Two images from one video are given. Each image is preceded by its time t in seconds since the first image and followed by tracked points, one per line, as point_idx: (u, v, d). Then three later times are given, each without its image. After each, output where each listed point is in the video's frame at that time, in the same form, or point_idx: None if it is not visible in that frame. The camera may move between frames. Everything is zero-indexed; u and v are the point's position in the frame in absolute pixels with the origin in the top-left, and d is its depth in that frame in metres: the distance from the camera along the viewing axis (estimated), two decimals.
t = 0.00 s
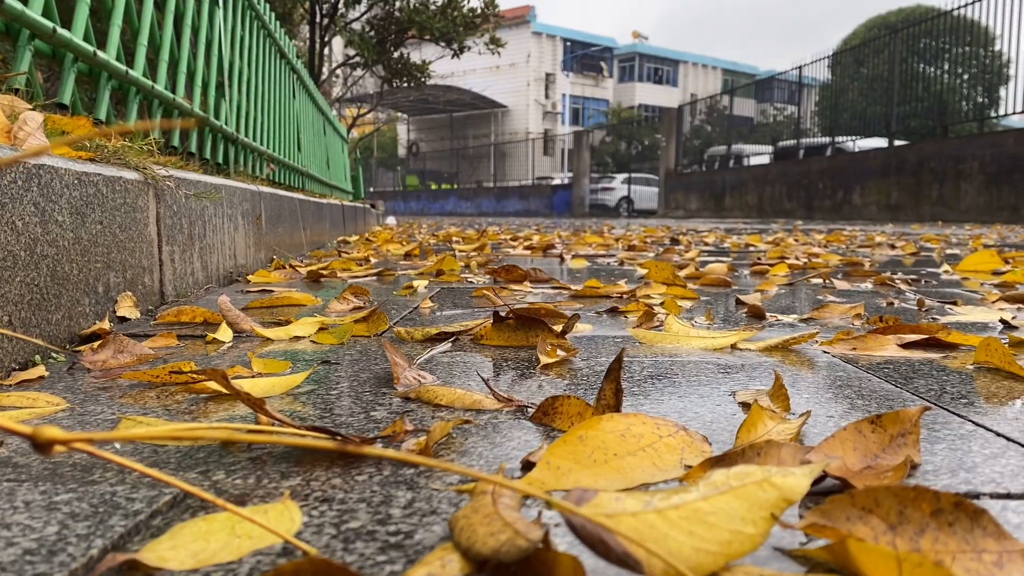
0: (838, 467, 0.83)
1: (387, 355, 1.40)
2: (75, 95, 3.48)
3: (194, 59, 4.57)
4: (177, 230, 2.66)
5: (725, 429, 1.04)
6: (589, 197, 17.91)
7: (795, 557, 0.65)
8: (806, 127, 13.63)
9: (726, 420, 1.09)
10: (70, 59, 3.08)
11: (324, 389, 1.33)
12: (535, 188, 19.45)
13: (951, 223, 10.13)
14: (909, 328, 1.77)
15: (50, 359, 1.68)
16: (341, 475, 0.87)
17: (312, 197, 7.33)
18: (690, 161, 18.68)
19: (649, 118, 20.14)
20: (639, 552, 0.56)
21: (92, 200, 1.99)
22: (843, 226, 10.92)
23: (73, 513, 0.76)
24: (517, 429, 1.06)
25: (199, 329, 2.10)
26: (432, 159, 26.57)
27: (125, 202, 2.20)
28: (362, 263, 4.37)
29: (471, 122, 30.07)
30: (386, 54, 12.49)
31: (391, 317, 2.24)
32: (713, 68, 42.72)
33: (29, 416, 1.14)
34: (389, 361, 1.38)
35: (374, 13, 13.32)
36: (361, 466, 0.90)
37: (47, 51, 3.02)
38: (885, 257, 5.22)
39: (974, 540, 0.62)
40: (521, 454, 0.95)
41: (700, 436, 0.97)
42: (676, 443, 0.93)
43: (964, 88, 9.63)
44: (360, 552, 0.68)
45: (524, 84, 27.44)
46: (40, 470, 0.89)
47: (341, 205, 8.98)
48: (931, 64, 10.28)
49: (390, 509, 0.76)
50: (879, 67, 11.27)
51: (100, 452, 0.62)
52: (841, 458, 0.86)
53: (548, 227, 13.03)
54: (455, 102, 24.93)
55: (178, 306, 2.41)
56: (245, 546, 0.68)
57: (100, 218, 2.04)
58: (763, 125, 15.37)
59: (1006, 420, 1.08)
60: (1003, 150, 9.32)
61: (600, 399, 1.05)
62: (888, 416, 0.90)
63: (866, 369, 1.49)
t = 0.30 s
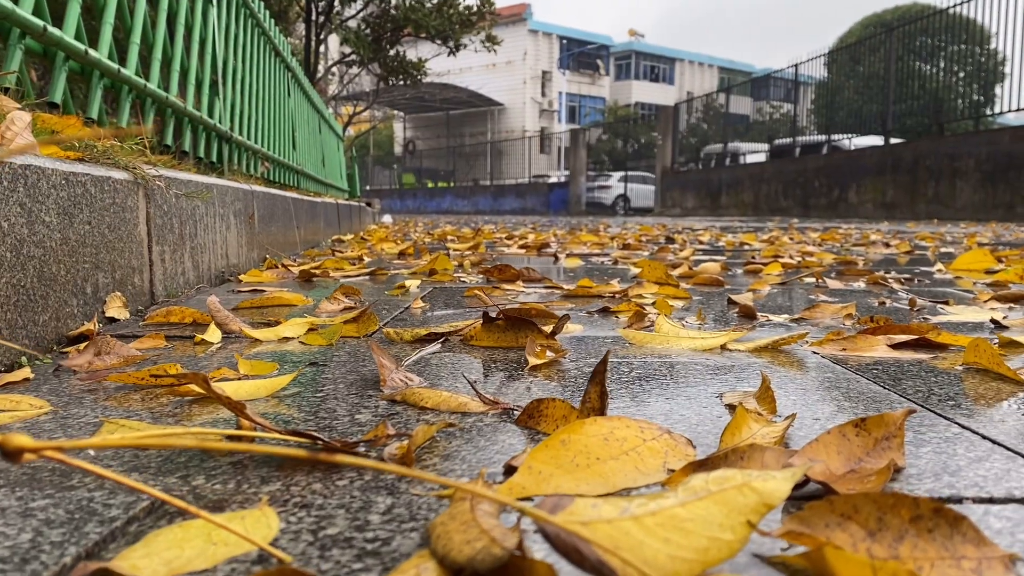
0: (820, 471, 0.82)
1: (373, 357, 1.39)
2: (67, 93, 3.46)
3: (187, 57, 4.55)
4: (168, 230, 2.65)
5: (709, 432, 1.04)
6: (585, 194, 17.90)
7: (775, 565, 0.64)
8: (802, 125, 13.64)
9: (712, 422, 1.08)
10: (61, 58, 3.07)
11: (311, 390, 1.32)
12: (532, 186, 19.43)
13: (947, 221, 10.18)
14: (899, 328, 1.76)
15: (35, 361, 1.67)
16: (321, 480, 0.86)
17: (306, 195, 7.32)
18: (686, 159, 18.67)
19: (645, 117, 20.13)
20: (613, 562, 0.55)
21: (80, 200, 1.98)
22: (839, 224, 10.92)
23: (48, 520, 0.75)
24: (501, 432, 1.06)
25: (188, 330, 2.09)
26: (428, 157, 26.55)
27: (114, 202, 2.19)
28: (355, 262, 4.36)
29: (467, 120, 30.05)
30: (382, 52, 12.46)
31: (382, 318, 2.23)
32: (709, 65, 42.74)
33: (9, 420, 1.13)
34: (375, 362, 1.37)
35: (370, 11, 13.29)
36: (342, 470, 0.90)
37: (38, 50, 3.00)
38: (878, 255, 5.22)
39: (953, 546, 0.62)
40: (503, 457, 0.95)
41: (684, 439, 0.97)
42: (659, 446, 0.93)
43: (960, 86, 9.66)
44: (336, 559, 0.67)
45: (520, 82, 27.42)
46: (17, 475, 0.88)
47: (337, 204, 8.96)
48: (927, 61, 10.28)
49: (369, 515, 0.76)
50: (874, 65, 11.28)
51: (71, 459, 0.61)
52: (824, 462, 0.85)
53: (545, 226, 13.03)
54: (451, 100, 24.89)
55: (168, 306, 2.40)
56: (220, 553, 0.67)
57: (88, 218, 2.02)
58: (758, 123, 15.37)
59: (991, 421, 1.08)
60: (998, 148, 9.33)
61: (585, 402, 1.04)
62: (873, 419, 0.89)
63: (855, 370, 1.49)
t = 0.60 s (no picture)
0: (797, 474, 0.82)
1: (358, 358, 1.39)
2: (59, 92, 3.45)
3: (181, 56, 4.54)
4: (158, 229, 2.64)
5: (690, 434, 1.04)
6: (582, 193, 17.91)
7: (745, 569, 0.64)
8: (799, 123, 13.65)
9: (694, 424, 1.08)
10: (53, 57, 3.06)
11: (293, 392, 1.32)
12: (529, 184, 19.43)
13: (943, 218, 10.18)
14: (887, 328, 1.76)
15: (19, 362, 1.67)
16: (297, 483, 0.86)
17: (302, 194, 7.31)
18: (683, 157, 18.68)
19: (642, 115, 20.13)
20: (578, 567, 0.55)
21: (67, 199, 1.97)
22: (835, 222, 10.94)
23: (19, 525, 0.75)
24: (482, 434, 1.05)
25: (176, 330, 2.09)
26: (426, 155, 26.55)
27: (102, 202, 2.18)
28: (349, 261, 4.34)
29: (465, 118, 30.04)
30: (379, 50, 12.45)
31: (372, 318, 2.23)
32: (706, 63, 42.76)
33: None
34: (358, 363, 1.37)
35: (366, 9, 13.28)
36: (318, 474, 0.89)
37: (30, 48, 2.99)
38: (872, 254, 5.23)
39: (924, 550, 0.62)
40: (482, 459, 0.94)
41: (663, 441, 0.96)
42: (638, 448, 0.92)
43: (957, 84, 9.68)
44: (305, 564, 0.67)
45: (517, 79, 27.41)
46: None
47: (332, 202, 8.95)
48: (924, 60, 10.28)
49: (342, 519, 0.76)
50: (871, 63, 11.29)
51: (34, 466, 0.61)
52: (801, 464, 0.85)
53: (541, 224, 13.04)
54: (448, 98, 24.87)
55: (157, 305, 2.40)
56: (189, 558, 0.67)
57: (76, 218, 2.02)
58: (755, 121, 15.38)
59: (971, 422, 1.08)
60: (994, 146, 9.30)
61: (565, 404, 1.04)
62: (851, 421, 0.89)
63: (840, 371, 1.49)
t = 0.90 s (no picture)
0: (777, 481, 0.82)
1: (344, 361, 1.38)
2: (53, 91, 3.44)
3: (176, 55, 4.52)
4: (150, 230, 2.63)
5: (674, 438, 1.03)
6: (580, 191, 17.89)
7: None
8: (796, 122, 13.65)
9: (677, 429, 1.08)
10: (46, 57, 3.04)
11: (278, 396, 1.31)
12: (527, 182, 19.43)
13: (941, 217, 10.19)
14: (877, 329, 1.76)
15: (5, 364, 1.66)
16: (276, 490, 0.86)
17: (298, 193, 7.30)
18: (682, 155, 18.68)
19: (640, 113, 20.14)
20: None
21: (56, 201, 1.96)
22: (833, 221, 10.92)
23: None
24: (466, 439, 1.05)
25: (165, 332, 2.08)
26: (424, 153, 26.51)
27: (92, 203, 2.18)
28: (343, 261, 4.33)
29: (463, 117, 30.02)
30: (377, 48, 12.43)
31: (363, 319, 2.22)
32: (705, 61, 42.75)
33: None
34: (343, 367, 1.36)
35: (365, 7, 13.26)
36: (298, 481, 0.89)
37: (23, 49, 2.98)
38: (868, 253, 5.23)
39: (899, 559, 0.61)
40: (464, 466, 0.94)
41: (645, 446, 0.96)
42: (619, 453, 0.92)
43: (955, 82, 9.69)
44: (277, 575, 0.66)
45: (515, 77, 27.40)
46: None
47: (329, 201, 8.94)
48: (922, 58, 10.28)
49: (318, 527, 0.75)
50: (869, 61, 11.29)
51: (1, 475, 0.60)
52: (782, 471, 0.85)
53: (539, 223, 13.06)
54: (446, 97, 24.85)
55: (148, 307, 2.39)
56: (162, 567, 0.66)
57: (65, 219, 2.01)
58: (754, 119, 15.39)
59: (958, 425, 1.07)
60: (992, 144, 9.33)
61: (549, 408, 1.03)
62: (833, 426, 0.89)
63: (831, 372, 1.48)
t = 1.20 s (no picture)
0: (755, 483, 0.82)
1: (331, 361, 1.38)
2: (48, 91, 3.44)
3: (173, 55, 4.52)
4: (142, 230, 2.64)
5: (655, 438, 1.03)
6: (580, 189, 17.88)
7: None
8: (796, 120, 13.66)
9: (660, 429, 1.08)
10: (40, 56, 3.04)
11: (264, 396, 1.31)
12: (527, 181, 19.43)
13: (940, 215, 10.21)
14: (867, 329, 1.76)
15: None
16: (255, 491, 0.85)
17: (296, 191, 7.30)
18: (681, 154, 18.69)
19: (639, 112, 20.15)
20: None
21: (46, 201, 1.96)
22: (832, 219, 10.91)
23: None
24: (448, 438, 1.05)
25: (156, 332, 2.08)
26: (423, 152, 26.50)
27: (84, 204, 2.18)
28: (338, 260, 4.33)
29: (462, 116, 30.00)
30: (376, 47, 12.43)
31: (355, 318, 2.22)
32: (704, 59, 42.76)
33: None
34: (330, 366, 1.36)
35: (364, 6, 13.25)
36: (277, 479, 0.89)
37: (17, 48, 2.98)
38: (866, 252, 5.22)
39: (870, 561, 0.61)
40: (444, 465, 0.93)
41: (627, 446, 0.96)
42: (600, 454, 0.92)
43: (955, 81, 9.71)
44: None
45: (515, 76, 27.40)
46: None
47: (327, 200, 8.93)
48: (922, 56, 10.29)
49: (294, 529, 0.75)
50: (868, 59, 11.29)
51: None
52: (762, 471, 0.84)
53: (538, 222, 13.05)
54: (446, 95, 24.85)
55: (140, 307, 2.39)
56: (134, 569, 0.66)
57: (56, 219, 2.01)
58: (754, 118, 15.38)
59: (941, 425, 1.07)
60: (992, 143, 9.35)
61: (532, 409, 1.03)
62: (814, 427, 0.89)
63: (819, 371, 1.48)
